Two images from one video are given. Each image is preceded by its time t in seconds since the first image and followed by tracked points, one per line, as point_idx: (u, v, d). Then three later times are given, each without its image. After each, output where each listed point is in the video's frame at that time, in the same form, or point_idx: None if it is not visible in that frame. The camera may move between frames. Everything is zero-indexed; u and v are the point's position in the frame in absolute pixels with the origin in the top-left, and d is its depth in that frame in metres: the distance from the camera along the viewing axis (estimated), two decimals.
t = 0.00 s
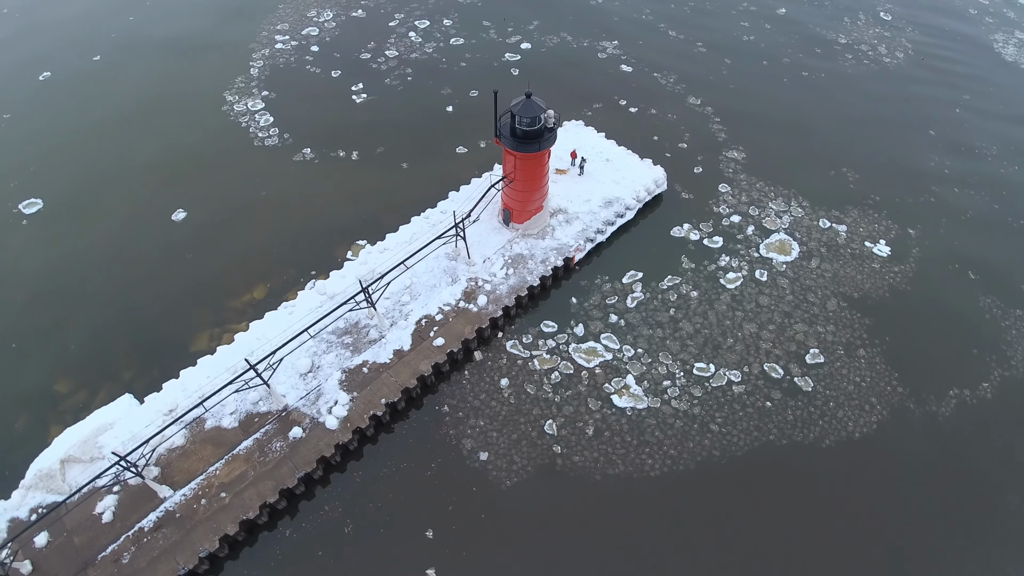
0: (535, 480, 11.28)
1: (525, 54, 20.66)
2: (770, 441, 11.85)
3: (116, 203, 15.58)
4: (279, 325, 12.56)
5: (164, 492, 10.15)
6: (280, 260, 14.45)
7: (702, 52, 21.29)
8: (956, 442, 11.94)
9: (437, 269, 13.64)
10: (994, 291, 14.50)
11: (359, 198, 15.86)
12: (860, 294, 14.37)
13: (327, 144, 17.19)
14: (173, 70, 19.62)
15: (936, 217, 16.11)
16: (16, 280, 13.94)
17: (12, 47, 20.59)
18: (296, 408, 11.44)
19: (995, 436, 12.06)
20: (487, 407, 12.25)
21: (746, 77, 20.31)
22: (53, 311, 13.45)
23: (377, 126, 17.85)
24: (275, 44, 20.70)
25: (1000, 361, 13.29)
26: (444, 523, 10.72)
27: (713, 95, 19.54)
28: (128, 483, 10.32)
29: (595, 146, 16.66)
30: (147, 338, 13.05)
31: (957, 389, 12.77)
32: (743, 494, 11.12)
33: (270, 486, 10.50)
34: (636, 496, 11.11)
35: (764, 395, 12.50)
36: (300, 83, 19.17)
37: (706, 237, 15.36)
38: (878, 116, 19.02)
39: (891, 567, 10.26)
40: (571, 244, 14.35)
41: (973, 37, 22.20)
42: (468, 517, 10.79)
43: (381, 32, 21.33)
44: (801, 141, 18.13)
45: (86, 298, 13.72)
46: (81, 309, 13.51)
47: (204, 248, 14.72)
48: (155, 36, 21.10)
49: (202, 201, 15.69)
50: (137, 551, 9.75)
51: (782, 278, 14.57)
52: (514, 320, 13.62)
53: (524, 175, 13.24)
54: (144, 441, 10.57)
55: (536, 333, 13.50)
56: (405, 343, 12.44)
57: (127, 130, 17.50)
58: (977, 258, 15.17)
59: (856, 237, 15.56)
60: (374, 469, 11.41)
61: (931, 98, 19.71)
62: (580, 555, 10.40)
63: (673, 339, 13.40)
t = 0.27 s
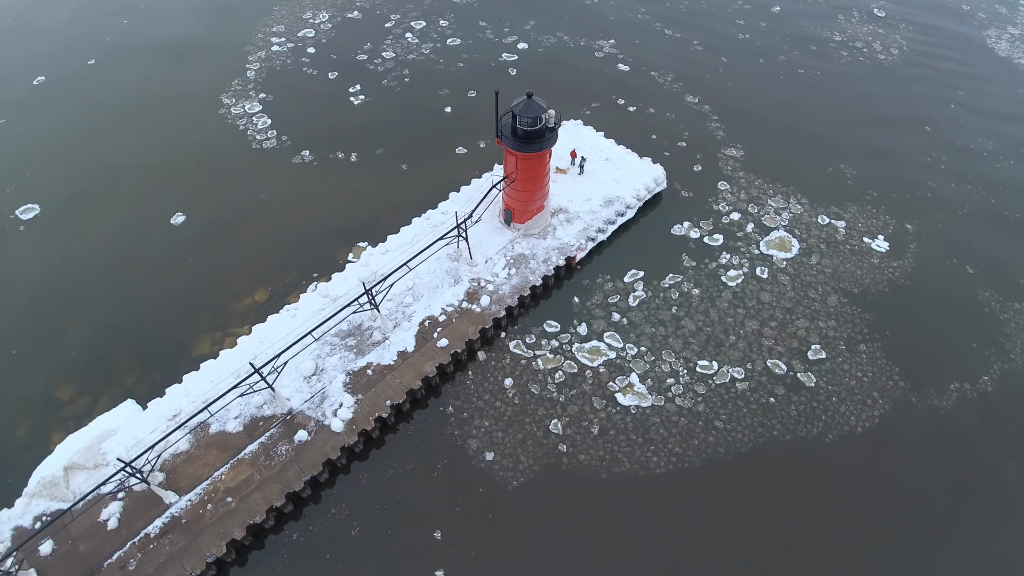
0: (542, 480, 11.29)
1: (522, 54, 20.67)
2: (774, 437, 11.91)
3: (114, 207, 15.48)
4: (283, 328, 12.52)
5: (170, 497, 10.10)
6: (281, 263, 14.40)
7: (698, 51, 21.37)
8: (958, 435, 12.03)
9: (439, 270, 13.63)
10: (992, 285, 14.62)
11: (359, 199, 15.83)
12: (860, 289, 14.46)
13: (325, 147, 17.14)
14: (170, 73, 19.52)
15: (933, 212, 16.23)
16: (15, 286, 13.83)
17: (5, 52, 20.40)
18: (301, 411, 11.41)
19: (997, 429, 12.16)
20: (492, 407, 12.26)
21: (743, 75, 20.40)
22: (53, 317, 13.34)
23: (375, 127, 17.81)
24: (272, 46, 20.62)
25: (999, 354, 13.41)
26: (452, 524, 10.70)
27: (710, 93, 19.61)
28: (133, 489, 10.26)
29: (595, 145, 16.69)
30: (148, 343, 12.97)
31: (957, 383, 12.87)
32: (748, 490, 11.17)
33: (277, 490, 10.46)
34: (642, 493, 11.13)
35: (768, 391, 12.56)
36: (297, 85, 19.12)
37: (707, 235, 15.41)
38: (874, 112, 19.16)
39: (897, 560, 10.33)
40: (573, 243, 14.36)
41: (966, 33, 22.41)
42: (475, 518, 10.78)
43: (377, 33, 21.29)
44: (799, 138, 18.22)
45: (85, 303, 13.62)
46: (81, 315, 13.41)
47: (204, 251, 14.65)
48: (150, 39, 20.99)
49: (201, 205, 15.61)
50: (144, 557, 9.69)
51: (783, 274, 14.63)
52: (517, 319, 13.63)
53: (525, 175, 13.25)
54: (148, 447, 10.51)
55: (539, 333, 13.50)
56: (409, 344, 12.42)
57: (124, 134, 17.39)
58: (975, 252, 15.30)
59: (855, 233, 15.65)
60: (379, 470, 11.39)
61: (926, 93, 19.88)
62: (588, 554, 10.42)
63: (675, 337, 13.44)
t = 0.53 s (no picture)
0: (548, 479, 11.30)
1: (518, 54, 20.68)
2: (777, 432, 11.97)
3: (111, 213, 15.37)
4: (285, 332, 12.47)
5: (175, 504, 10.03)
6: (281, 266, 14.34)
7: (693, 49, 21.45)
8: (958, 427, 12.14)
9: (441, 272, 13.61)
10: (989, 278, 14.76)
11: (357, 202, 15.78)
12: (859, 284, 14.56)
13: (323, 149, 17.09)
14: (163, 77, 19.38)
15: (929, 206, 16.37)
16: (12, 294, 13.71)
17: None
18: (305, 415, 11.36)
19: (997, 419, 12.28)
20: (496, 408, 12.26)
21: (738, 73, 20.50)
22: (51, 324, 13.23)
23: (372, 129, 17.76)
24: (266, 49, 20.53)
25: (997, 346, 13.53)
26: (459, 525, 10.69)
27: (706, 91, 19.69)
28: (138, 497, 10.18)
29: (593, 144, 16.72)
30: (148, 349, 12.90)
31: (957, 375, 12.98)
32: (754, 486, 11.22)
33: (282, 494, 10.42)
34: (647, 491, 11.17)
35: (770, 386, 12.63)
36: (293, 87, 19.05)
37: (705, 233, 15.47)
38: (869, 108, 19.29)
39: (903, 552, 10.40)
40: (573, 242, 14.38)
41: (958, 28, 22.64)
42: (482, 518, 10.78)
43: (372, 34, 21.23)
44: (795, 135, 18.33)
45: (83, 310, 13.51)
46: (79, 321, 13.31)
47: (203, 255, 14.58)
48: (143, 43, 20.85)
49: (199, 209, 15.53)
50: (150, 564, 9.62)
51: (782, 270, 14.72)
52: (519, 320, 13.64)
53: (525, 175, 13.25)
54: (152, 453, 10.43)
55: (541, 333, 13.51)
56: (412, 346, 12.40)
57: (119, 138, 17.27)
58: (971, 245, 15.44)
59: (852, 228, 15.76)
60: (385, 473, 11.36)
61: (919, 88, 20.05)
62: (597, 552, 10.43)
63: (677, 335, 13.49)
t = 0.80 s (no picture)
0: (553, 479, 11.32)
1: (513, 54, 20.69)
2: (779, 427, 12.05)
3: (107, 219, 15.25)
4: (287, 336, 12.42)
5: (180, 511, 9.97)
6: (281, 270, 14.28)
7: (687, 47, 21.54)
8: (958, 418, 12.26)
9: (441, 273, 13.60)
10: (984, 270, 14.91)
11: (356, 204, 15.74)
12: (857, 278, 14.67)
13: (320, 152, 17.03)
14: (157, 81, 19.25)
15: (923, 200, 16.53)
16: (8, 302, 13.58)
17: None
18: (309, 419, 11.32)
19: (996, 410, 12.42)
20: (500, 408, 12.26)
21: (732, 70, 20.60)
22: (49, 332, 13.12)
23: (369, 131, 17.72)
24: (260, 52, 20.43)
25: (994, 338, 13.67)
26: (466, 526, 10.69)
27: (701, 88, 19.78)
28: (142, 504, 10.11)
29: (590, 143, 16.75)
30: (148, 355, 12.81)
31: (955, 367, 13.11)
32: (759, 480, 11.29)
33: (288, 499, 10.38)
34: (653, 488, 11.21)
35: (772, 382, 12.71)
36: (288, 90, 18.97)
37: (704, 230, 15.53)
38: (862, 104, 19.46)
39: (908, 543, 10.50)
40: (573, 241, 14.40)
41: (948, 24, 22.90)
42: (489, 519, 10.78)
43: (366, 36, 21.18)
44: (790, 132, 18.45)
45: (82, 317, 13.41)
46: (77, 329, 13.20)
47: (201, 260, 14.49)
48: (135, 47, 20.69)
49: (196, 213, 15.44)
50: (156, 573, 9.56)
51: (781, 266, 14.81)
52: (521, 319, 13.66)
53: (525, 175, 13.26)
54: (156, 460, 10.36)
55: (543, 332, 13.53)
56: (415, 348, 12.38)
57: (114, 143, 17.14)
58: (966, 239, 15.60)
59: (848, 223, 15.87)
60: (390, 475, 11.34)
61: (912, 84, 20.24)
62: (605, 549, 10.45)
63: (678, 332, 13.53)
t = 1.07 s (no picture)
0: (559, 478, 11.33)
1: (507, 54, 20.70)
2: (782, 421, 12.13)
3: (102, 226, 15.12)
4: (288, 340, 12.36)
5: (185, 518, 9.89)
6: (280, 274, 14.20)
7: (681, 45, 21.63)
8: (957, 409, 12.40)
9: (442, 274, 13.58)
10: (979, 262, 15.08)
11: (354, 207, 15.69)
12: (854, 273, 14.78)
13: (316, 155, 16.96)
14: (149, 86, 19.09)
15: (918, 194, 16.68)
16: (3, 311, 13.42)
17: None
18: (312, 423, 11.27)
19: (994, 400, 12.56)
20: (504, 408, 12.26)
21: (726, 67, 20.71)
22: (47, 341, 12.98)
23: (365, 133, 17.66)
24: (252, 55, 20.32)
25: (991, 329, 13.82)
26: (473, 527, 10.69)
27: (696, 86, 19.87)
28: (146, 513, 10.03)
29: (587, 143, 16.78)
30: (149, 362, 12.71)
31: (953, 359, 13.24)
32: (763, 475, 11.36)
33: (294, 503, 10.33)
34: (658, 485, 11.25)
35: (774, 377, 12.79)
36: (282, 93, 18.89)
37: (702, 228, 15.60)
38: (855, 99, 19.63)
39: (911, 533, 10.61)
40: (573, 240, 14.43)
41: (938, 19, 23.15)
42: (496, 519, 10.78)
43: (359, 38, 21.11)
44: (784, 128, 18.56)
45: (80, 325, 13.28)
46: (74, 337, 13.07)
47: (198, 266, 14.40)
48: (125, 51, 20.51)
49: (193, 219, 15.34)
50: None
51: (779, 262, 14.90)
52: (522, 320, 13.66)
53: (524, 175, 13.27)
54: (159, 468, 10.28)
55: (545, 332, 13.54)
56: (417, 349, 12.35)
57: (107, 149, 17.00)
58: (961, 231, 15.77)
59: (844, 218, 16.00)
60: (396, 478, 11.31)
61: (903, 79, 20.43)
62: (613, 546, 10.48)
63: (679, 330, 13.58)
